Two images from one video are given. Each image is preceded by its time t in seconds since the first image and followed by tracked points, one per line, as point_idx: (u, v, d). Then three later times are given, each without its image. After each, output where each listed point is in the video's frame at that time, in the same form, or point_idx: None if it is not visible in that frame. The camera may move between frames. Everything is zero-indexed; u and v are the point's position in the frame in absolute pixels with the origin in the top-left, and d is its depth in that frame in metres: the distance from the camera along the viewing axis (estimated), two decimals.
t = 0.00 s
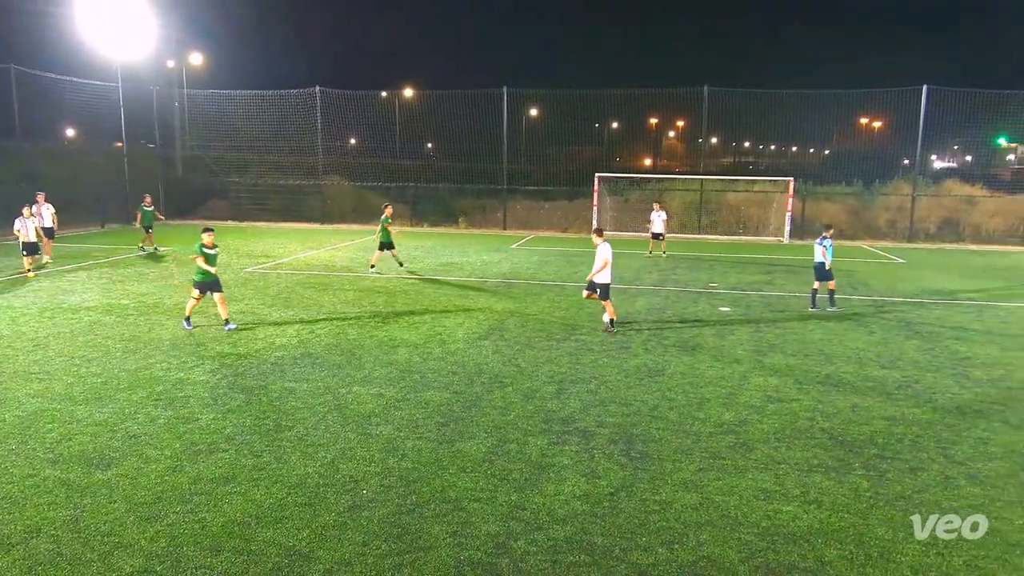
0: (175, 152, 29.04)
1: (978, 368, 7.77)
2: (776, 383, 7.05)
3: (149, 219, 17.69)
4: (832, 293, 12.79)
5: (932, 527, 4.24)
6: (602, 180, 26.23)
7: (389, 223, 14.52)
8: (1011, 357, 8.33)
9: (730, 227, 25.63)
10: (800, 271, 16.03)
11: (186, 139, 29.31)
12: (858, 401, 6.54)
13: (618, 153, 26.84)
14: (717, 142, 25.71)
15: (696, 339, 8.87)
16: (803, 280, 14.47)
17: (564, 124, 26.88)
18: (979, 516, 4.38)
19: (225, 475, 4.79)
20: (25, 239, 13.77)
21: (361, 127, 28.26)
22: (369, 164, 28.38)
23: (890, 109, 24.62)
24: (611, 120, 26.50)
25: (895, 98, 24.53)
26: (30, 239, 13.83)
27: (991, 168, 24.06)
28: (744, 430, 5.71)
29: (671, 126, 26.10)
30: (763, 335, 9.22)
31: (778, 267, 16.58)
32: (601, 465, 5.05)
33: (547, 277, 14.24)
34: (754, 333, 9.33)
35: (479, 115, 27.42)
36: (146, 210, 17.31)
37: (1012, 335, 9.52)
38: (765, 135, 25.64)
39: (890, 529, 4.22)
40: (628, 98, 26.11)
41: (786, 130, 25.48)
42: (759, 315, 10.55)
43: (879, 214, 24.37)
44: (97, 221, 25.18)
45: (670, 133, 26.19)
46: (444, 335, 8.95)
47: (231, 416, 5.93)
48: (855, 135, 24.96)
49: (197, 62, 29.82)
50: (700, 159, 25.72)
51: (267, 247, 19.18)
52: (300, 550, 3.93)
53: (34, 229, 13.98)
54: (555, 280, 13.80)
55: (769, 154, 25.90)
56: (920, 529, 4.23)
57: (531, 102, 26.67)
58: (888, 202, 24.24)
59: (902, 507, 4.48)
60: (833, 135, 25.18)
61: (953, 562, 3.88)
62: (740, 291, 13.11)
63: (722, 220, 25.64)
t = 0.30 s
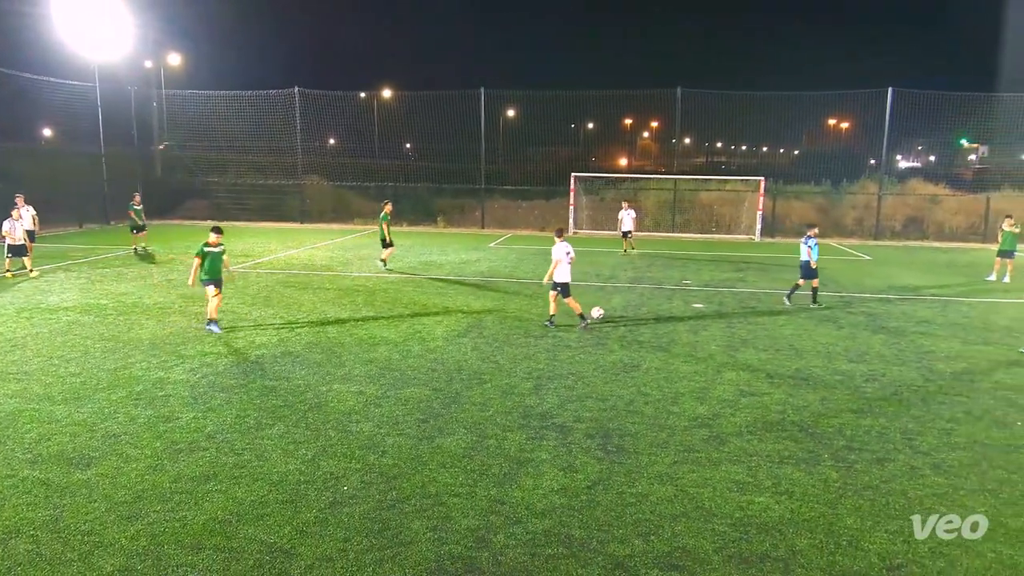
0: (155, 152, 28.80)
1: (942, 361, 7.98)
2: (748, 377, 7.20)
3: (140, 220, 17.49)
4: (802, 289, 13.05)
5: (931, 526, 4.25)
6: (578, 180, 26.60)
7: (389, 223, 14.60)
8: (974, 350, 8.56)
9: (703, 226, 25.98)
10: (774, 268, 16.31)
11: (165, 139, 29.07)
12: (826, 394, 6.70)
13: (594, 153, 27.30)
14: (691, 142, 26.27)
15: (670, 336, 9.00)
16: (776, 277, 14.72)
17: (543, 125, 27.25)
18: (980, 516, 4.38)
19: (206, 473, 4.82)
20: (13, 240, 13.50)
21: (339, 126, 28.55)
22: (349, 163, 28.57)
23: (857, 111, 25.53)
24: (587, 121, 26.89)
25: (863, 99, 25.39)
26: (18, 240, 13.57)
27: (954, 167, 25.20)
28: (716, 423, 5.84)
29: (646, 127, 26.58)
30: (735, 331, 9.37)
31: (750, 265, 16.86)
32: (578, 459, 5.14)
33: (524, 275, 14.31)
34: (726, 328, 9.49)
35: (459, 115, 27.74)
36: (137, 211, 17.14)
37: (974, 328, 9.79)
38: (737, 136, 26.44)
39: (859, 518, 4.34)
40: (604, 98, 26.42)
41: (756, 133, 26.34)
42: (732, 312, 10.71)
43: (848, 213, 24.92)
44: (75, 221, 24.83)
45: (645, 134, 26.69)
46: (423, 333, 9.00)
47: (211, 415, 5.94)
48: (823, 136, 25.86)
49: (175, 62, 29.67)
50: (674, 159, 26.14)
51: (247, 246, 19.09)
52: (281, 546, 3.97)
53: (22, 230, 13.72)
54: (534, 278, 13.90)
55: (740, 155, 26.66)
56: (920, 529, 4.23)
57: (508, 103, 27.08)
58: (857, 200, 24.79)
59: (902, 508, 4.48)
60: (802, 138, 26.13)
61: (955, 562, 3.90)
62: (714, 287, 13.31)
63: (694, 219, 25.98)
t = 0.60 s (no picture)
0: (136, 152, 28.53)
1: (915, 357, 8.12)
2: (727, 373, 7.30)
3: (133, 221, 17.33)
4: (780, 287, 13.22)
5: (931, 526, 4.27)
6: (559, 180, 26.72)
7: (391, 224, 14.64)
8: (945, 345, 8.72)
9: (682, 224, 26.21)
10: (753, 267, 16.49)
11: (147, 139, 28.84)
12: (802, 389, 6.81)
13: (575, 153, 27.43)
14: (670, 143, 26.41)
15: (649, 334, 9.08)
16: (754, 275, 14.89)
17: (524, 125, 27.45)
18: (979, 516, 4.39)
19: (189, 474, 4.81)
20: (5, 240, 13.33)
21: (320, 125, 28.59)
22: (331, 164, 28.50)
23: (832, 112, 25.96)
24: (569, 121, 27.18)
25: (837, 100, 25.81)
26: (9, 239, 13.45)
27: (926, 167, 25.80)
28: (696, 419, 5.92)
29: (625, 127, 26.89)
30: (714, 328, 9.47)
31: (729, 264, 17.03)
32: (560, 456, 5.20)
33: (505, 275, 14.36)
34: (706, 326, 9.60)
35: (441, 116, 27.82)
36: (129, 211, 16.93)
37: (946, 325, 9.96)
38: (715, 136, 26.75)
39: (836, 511, 4.43)
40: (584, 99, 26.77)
41: (733, 133, 26.81)
42: (711, 310, 10.80)
43: (823, 212, 25.24)
44: (55, 221, 24.52)
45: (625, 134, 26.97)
46: (406, 332, 9.01)
47: (193, 415, 5.93)
48: (799, 136, 26.34)
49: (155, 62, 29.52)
50: (654, 159, 26.28)
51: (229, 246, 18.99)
52: (265, 546, 3.98)
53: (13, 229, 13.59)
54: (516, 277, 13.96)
55: (718, 155, 26.95)
56: (920, 528, 4.25)
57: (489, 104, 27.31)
58: (832, 199, 25.08)
59: (903, 508, 4.48)
60: (779, 138, 26.62)
61: (963, 563, 3.91)
62: (694, 286, 13.45)
63: (674, 218, 26.21)
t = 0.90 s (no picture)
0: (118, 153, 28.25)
1: (892, 353, 8.25)
2: (710, 371, 7.37)
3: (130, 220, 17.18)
4: (762, 286, 13.35)
5: (932, 526, 4.27)
6: (543, 179, 26.74)
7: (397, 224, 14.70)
8: (921, 342, 8.86)
9: (665, 223, 26.35)
10: (735, 265, 16.65)
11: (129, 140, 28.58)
12: (784, 386, 6.89)
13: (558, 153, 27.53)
14: (653, 143, 26.51)
15: (632, 331, 9.15)
16: (736, 274, 15.03)
17: (508, 125, 27.52)
18: (980, 516, 4.40)
19: (174, 474, 4.80)
20: None
21: (304, 125, 28.52)
22: (316, 164, 28.41)
23: (811, 112, 26.20)
24: (552, 121, 27.29)
25: (815, 101, 26.06)
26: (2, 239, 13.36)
27: (903, 167, 26.22)
28: (680, 416, 5.98)
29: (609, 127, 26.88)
30: (697, 326, 9.56)
31: (712, 262, 17.17)
32: (545, 453, 5.24)
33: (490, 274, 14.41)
34: (689, 324, 9.69)
35: (426, 117, 27.79)
36: (123, 211, 16.68)
37: (922, 321, 10.12)
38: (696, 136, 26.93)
39: (816, 506, 4.50)
40: (566, 99, 26.84)
41: (715, 133, 26.94)
42: (693, 308, 10.90)
43: (803, 210, 25.66)
44: (37, 222, 24.22)
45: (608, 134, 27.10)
46: (391, 331, 9.02)
47: (178, 415, 5.91)
48: (779, 135, 26.61)
49: (137, 62, 29.27)
50: (637, 159, 26.38)
51: (213, 246, 18.88)
52: (251, 546, 3.98)
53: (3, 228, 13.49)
54: (500, 276, 14.00)
55: (698, 155, 27.00)
56: (921, 528, 4.25)
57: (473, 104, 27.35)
58: (812, 199, 25.49)
59: (905, 508, 4.49)
60: (757, 138, 26.88)
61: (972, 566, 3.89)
62: (676, 284, 13.55)
63: (656, 217, 26.36)
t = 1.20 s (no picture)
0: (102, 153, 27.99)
1: (874, 351, 8.34)
2: (695, 368, 7.43)
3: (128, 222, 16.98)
4: (747, 284, 13.46)
5: (931, 527, 4.27)
6: (530, 179, 26.79)
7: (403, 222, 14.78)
8: (901, 339, 8.99)
9: (650, 223, 26.52)
10: (720, 264, 16.78)
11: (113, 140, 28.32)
12: (768, 383, 6.96)
13: (544, 152, 27.63)
14: (637, 143, 26.58)
15: (618, 330, 9.20)
16: (721, 273, 15.15)
17: (494, 125, 27.54)
18: (980, 516, 4.40)
19: (161, 475, 4.79)
20: None
21: (291, 125, 28.41)
22: (302, 164, 28.34)
23: (794, 112, 26.33)
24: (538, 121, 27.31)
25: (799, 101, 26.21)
26: None
27: (883, 167, 26.34)
28: (665, 414, 6.04)
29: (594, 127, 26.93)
30: (682, 324, 9.63)
31: (698, 261, 17.31)
32: (532, 451, 5.27)
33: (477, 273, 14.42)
34: (675, 322, 9.76)
35: (413, 116, 27.70)
36: (123, 212, 16.48)
37: (903, 319, 10.24)
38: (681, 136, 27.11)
39: (799, 501, 4.56)
40: (553, 100, 26.88)
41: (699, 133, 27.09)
42: (678, 307, 10.96)
43: (785, 210, 25.91)
44: (21, 222, 23.94)
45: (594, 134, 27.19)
46: (378, 331, 9.03)
47: (164, 416, 5.89)
48: (762, 135, 26.84)
49: (122, 61, 29.02)
50: (622, 159, 26.48)
51: (199, 246, 18.78)
52: (239, 546, 3.98)
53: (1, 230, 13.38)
54: (487, 276, 14.03)
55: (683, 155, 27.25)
56: (919, 528, 4.26)
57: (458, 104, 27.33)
58: (795, 198, 25.73)
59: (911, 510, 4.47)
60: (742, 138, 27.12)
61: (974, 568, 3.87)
62: (662, 283, 13.64)
63: (641, 217, 26.51)
